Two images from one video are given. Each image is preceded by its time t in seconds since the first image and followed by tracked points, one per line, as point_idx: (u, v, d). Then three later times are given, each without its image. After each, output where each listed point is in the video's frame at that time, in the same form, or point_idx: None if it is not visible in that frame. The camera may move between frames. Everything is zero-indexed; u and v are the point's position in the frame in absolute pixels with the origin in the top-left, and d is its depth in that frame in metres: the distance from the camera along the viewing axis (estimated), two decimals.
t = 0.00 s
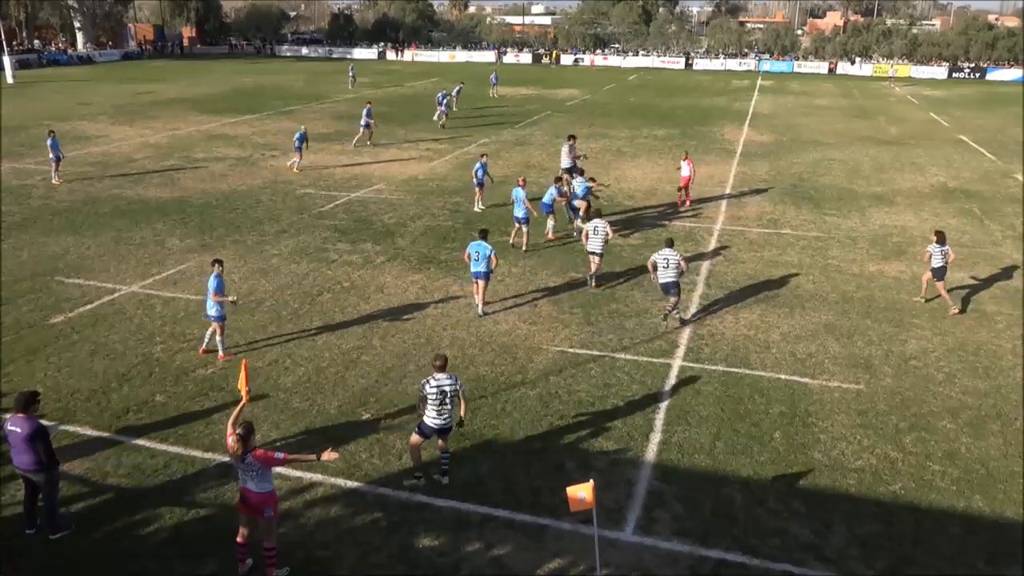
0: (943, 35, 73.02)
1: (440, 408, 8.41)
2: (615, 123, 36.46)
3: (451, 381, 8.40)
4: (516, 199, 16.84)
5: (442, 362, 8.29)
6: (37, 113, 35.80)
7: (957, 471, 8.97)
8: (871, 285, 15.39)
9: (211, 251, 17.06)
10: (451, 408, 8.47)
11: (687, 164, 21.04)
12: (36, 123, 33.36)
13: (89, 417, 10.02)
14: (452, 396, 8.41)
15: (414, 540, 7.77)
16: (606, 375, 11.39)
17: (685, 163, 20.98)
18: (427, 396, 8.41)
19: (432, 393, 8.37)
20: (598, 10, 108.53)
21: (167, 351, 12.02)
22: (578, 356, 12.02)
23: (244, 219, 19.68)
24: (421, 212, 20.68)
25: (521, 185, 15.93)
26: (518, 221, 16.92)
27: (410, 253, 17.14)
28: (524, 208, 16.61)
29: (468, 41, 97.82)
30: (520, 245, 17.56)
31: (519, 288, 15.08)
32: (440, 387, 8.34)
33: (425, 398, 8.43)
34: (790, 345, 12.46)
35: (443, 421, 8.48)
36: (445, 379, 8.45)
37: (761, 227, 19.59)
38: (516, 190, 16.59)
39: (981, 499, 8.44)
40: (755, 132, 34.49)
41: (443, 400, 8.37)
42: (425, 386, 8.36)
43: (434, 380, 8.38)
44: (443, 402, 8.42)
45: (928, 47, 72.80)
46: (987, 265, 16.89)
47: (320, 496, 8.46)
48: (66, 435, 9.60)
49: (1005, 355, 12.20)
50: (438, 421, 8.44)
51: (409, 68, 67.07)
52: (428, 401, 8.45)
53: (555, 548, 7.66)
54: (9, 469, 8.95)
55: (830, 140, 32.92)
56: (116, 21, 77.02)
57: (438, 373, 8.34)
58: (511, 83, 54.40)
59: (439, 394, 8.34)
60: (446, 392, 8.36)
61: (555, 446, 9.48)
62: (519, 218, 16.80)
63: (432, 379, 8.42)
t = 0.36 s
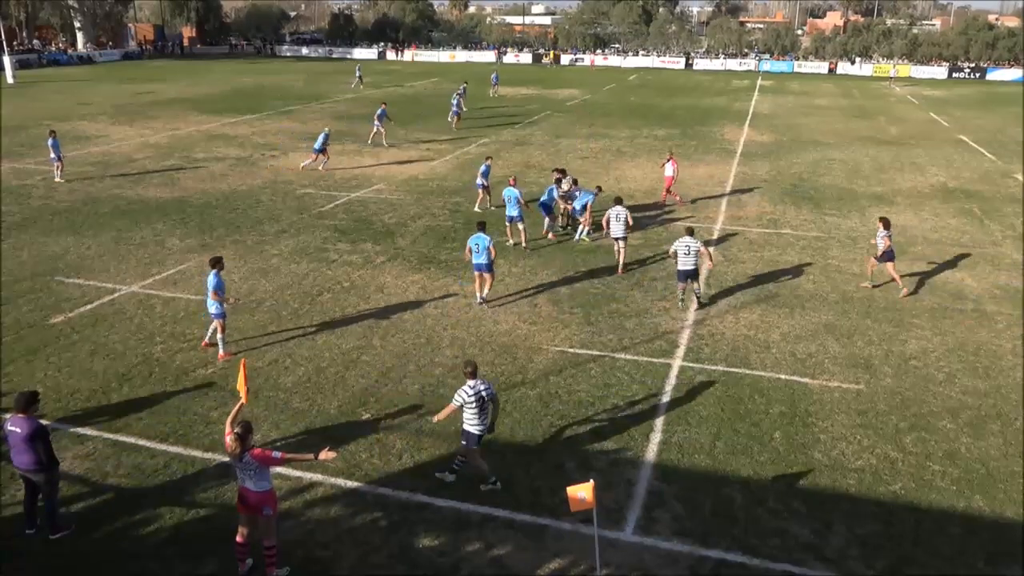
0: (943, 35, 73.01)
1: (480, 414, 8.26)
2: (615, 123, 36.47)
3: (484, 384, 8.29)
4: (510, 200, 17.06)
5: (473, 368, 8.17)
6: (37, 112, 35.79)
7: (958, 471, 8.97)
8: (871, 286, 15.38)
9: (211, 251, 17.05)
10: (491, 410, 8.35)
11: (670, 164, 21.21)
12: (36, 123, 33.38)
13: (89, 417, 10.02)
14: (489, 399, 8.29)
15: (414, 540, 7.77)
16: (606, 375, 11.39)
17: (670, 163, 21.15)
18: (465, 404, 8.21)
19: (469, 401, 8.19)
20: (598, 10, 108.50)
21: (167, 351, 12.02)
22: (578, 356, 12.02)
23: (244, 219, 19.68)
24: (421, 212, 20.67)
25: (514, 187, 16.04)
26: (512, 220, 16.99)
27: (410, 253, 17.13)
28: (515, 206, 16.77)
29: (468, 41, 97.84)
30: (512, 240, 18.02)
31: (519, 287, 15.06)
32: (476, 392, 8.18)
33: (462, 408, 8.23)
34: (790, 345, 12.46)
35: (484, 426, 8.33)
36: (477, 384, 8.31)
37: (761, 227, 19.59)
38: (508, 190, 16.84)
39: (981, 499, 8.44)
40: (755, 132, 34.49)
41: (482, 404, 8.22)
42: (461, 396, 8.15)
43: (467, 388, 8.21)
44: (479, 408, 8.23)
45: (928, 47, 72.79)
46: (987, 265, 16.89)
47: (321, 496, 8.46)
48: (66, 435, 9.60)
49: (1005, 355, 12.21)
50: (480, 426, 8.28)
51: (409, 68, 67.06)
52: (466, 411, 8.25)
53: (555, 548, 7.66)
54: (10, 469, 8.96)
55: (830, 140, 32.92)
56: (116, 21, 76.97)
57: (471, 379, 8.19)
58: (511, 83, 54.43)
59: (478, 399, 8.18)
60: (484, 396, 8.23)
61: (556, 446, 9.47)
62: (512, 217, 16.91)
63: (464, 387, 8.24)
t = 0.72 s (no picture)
0: (942, 35, 73.04)
1: (514, 410, 8.25)
2: (615, 123, 36.46)
3: (514, 379, 8.28)
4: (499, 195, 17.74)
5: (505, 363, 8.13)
6: (37, 113, 35.77)
7: (957, 471, 8.98)
8: (871, 286, 15.37)
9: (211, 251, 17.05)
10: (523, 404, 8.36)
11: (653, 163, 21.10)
12: (36, 122, 33.41)
13: (89, 417, 10.01)
14: (521, 393, 8.30)
15: (415, 540, 7.77)
16: (606, 375, 11.38)
17: (653, 162, 21.07)
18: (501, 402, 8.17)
19: (505, 399, 8.14)
20: (598, 10, 108.49)
21: (167, 351, 12.01)
22: (578, 356, 12.02)
23: (244, 219, 19.68)
24: (421, 211, 20.68)
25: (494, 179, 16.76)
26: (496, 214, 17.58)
27: (410, 253, 17.14)
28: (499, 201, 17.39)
29: (468, 41, 97.89)
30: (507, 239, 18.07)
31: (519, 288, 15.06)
32: (512, 388, 8.16)
33: (499, 406, 8.15)
34: (790, 345, 12.46)
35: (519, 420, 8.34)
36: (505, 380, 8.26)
37: (761, 227, 19.59)
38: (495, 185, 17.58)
39: (981, 499, 8.44)
40: (755, 132, 34.50)
41: (517, 400, 8.22)
42: (497, 394, 8.07)
43: (501, 385, 8.14)
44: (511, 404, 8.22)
45: (928, 47, 72.76)
46: (987, 265, 16.88)
47: (321, 497, 8.46)
48: (66, 435, 9.60)
49: (1005, 355, 12.21)
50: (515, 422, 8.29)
51: (408, 68, 67.05)
52: (502, 408, 8.18)
53: (556, 548, 7.66)
54: (10, 469, 8.95)
55: (830, 139, 32.93)
56: (115, 21, 76.92)
57: (504, 375, 8.14)
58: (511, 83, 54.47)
59: (514, 395, 8.16)
60: (518, 390, 8.24)
61: (556, 446, 9.48)
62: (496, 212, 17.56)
63: (497, 385, 8.15)
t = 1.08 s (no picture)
0: (938, 44, 73.46)
1: (549, 422, 8.26)
2: (612, 132, 36.58)
3: (547, 390, 8.29)
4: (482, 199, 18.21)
5: (540, 376, 8.11)
6: (35, 122, 35.82)
7: (956, 479, 8.97)
8: (869, 294, 15.40)
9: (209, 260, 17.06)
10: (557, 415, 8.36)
11: (636, 170, 21.19)
12: (35, 131, 33.48)
13: (87, 427, 9.99)
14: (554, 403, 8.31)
15: (413, 550, 7.75)
16: (604, 384, 11.38)
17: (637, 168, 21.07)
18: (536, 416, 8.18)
19: (541, 411, 8.14)
20: (595, 18, 108.95)
21: (164, 361, 12.00)
22: (576, 364, 12.03)
23: (243, 228, 19.69)
24: (419, 220, 20.73)
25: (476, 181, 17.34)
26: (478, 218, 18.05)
27: (409, 261, 17.17)
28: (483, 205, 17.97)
29: (466, 50, 98.36)
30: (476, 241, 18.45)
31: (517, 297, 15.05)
32: (545, 399, 8.16)
33: (536, 419, 8.15)
34: (788, 353, 12.47)
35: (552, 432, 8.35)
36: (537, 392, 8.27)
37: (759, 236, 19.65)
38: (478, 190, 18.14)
39: (980, 508, 8.44)
40: (752, 141, 34.62)
41: (552, 411, 8.23)
42: (532, 407, 8.09)
43: (536, 397, 8.13)
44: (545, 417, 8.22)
45: (924, 56, 73.08)
46: (984, 273, 16.93)
47: (319, 507, 8.44)
48: (63, 445, 9.57)
49: (1002, 363, 12.22)
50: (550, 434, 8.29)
51: (406, 78, 67.25)
52: (539, 421, 8.19)
53: (554, 557, 7.65)
54: (6, 479, 8.93)
55: (827, 148, 33.04)
56: (115, 30, 77.19)
57: (537, 388, 8.13)
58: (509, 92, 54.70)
59: (549, 407, 8.17)
60: (552, 401, 8.25)
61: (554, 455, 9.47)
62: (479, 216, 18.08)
63: (532, 397, 8.16)
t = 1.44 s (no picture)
0: (936, 55, 73.75)
1: (571, 437, 8.24)
2: (611, 143, 36.68)
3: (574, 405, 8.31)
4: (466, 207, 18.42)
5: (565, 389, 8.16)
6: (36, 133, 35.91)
7: (957, 490, 8.94)
8: (869, 304, 15.41)
9: (209, 271, 17.05)
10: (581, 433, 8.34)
11: (623, 184, 21.29)
12: (36, 143, 33.55)
13: (86, 439, 9.95)
14: (579, 420, 8.31)
15: (413, 562, 7.71)
16: (605, 394, 11.36)
17: (620, 184, 21.34)
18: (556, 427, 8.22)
19: (559, 424, 8.18)
20: (594, 31, 109.43)
21: (163, 371, 11.97)
22: (577, 375, 12.01)
23: (243, 239, 19.70)
24: (419, 231, 20.76)
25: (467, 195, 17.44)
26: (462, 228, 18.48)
27: (409, 272, 17.17)
28: (468, 215, 18.31)
29: (466, 62, 98.73)
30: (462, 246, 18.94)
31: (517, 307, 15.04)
32: (566, 414, 8.18)
33: (552, 429, 8.21)
34: (788, 364, 12.45)
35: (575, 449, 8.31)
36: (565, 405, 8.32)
37: (758, 246, 19.67)
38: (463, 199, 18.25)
39: (982, 519, 8.40)
40: (752, 152, 34.71)
41: (572, 427, 8.21)
42: (551, 418, 8.16)
43: (558, 410, 8.19)
44: (565, 431, 8.21)
45: (922, 67, 73.36)
46: (985, 283, 16.93)
47: (319, 519, 8.40)
48: (62, 457, 9.54)
49: (1003, 374, 12.20)
50: (570, 450, 8.27)
51: (406, 89, 67.45)
52: (556, 433, 8.23)
53: (554, 569, 7.61)
54: (5, 491, 8.90)
55: (826, 159, 33.11)
56: (116, 43, 77.40)
57: (561, 401, 8.19)
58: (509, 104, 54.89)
59: (568, 422, 8.18)
60: (574, 418, 8.23)
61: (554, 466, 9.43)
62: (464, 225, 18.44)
63: (555, 409, 8.23)
